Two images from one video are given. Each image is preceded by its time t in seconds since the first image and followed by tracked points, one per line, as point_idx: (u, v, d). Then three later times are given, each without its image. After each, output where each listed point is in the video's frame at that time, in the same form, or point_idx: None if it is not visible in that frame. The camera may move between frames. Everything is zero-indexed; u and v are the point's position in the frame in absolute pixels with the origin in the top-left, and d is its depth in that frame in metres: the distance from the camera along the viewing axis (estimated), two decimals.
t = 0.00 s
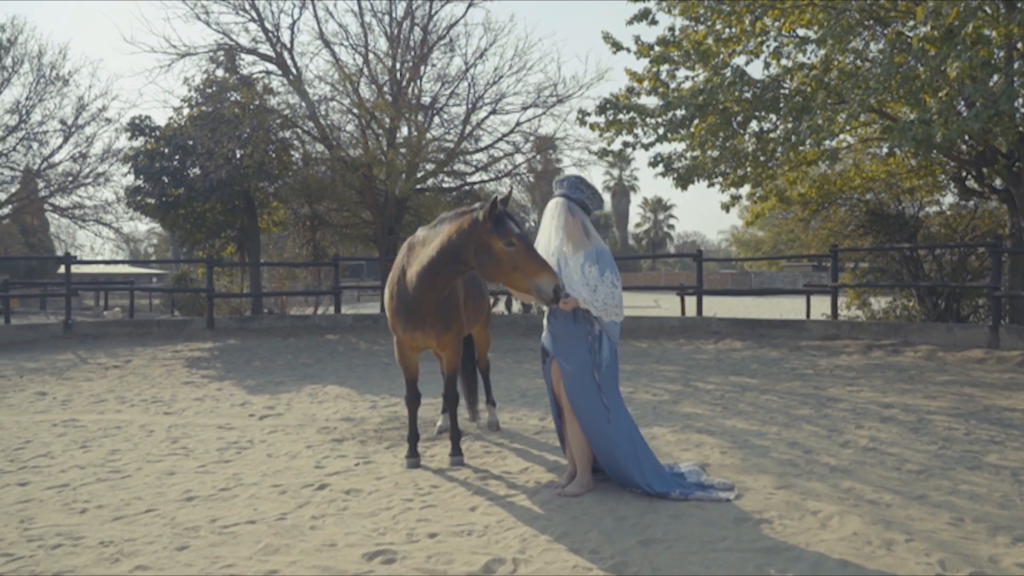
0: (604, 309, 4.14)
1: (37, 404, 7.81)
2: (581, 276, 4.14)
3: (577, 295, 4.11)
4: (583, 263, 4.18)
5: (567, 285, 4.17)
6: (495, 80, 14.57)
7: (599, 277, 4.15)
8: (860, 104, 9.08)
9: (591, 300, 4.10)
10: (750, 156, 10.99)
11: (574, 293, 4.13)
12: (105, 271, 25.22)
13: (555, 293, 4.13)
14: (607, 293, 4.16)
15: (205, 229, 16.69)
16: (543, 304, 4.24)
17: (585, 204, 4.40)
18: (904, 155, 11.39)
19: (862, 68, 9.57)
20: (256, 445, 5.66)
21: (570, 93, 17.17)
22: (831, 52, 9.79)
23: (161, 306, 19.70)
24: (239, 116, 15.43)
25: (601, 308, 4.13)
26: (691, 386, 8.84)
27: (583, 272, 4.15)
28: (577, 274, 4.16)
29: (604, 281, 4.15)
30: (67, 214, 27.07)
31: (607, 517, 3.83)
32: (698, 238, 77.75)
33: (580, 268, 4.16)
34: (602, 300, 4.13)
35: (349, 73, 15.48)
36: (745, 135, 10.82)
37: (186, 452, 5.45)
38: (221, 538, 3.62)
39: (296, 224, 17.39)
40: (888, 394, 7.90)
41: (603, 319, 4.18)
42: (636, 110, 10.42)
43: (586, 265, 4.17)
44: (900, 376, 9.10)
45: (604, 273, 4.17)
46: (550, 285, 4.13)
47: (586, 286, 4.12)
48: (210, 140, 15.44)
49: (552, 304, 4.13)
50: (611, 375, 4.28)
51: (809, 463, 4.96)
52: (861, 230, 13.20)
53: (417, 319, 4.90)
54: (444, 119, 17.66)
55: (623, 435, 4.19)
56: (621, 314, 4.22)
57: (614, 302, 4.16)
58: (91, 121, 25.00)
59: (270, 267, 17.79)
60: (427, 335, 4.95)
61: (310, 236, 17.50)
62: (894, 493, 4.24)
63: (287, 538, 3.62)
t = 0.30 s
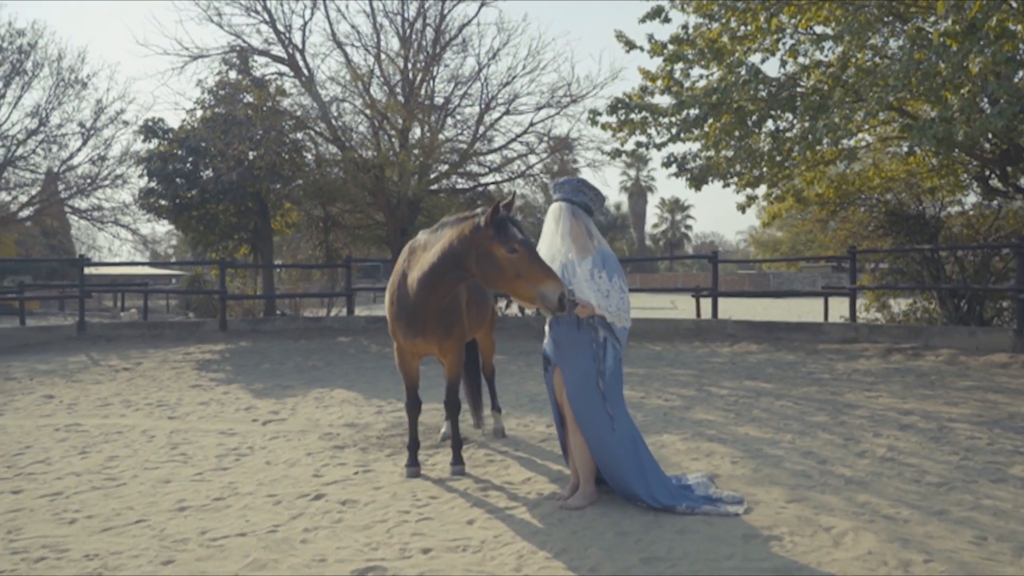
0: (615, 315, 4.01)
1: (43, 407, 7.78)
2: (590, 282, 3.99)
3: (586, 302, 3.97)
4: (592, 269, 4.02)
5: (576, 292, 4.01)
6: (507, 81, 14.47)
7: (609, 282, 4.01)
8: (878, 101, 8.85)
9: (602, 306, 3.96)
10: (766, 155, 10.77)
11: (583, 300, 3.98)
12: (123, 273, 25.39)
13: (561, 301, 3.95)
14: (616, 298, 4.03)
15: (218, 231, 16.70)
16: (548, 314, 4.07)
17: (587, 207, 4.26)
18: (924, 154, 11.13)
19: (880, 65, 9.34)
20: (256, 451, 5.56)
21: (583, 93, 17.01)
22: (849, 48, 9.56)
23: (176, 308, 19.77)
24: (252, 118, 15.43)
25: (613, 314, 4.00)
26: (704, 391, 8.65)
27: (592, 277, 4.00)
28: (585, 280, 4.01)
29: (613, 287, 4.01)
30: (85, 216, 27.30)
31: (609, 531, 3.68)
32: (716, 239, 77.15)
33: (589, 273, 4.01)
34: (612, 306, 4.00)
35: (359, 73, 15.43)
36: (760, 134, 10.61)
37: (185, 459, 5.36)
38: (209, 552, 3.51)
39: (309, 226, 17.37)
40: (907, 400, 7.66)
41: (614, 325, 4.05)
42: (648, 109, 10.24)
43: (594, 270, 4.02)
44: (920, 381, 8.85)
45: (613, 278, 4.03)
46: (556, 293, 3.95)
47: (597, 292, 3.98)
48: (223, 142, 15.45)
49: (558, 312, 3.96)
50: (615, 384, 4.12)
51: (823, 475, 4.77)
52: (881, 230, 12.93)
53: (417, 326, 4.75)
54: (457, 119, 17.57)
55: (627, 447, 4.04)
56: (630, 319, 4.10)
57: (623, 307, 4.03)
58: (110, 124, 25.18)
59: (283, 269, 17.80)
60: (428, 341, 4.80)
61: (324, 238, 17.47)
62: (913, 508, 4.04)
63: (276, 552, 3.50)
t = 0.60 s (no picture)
0: (626, 324, 3.75)
1: (49, 411, 7.73)
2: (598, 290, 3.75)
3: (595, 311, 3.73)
4: (599, 276, 3.79)
5: (584, 301, 3.80)
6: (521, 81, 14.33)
7: (618, 289, 3.76)
8: (900, 98, 8.56)
9: (611, 315, 3.72)
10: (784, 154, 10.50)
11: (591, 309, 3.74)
12: (141, 274, 25.54)
13: (568, 307, 3.86)
14: (627, 305, 3.78)
15: (232, 233, 16.69)
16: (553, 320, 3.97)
17: (592, 210, 4.04)
18: (949, 152, 10.82)
19: (902, 61, 9.05)
20: (255, 459, 5.44)
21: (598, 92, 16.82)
22: (870, 43, 9.29)
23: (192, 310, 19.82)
24: (264, 119, 15.39)
25: (623, 322, 3.74)
26: (719, 396, 8.42)
27: (599, 285, 3.76)
28: (592, 288, 3.77)
29: (623, 293, 3.75)
30: (104, 219, 27.50)
31: (611, 550, 3.50)
32: (736, 239, 76.43)
33: (596, 281, 3.78)
34: (623, 314, 3.74)
35: (371, 73, 15.35)
36: (778, 133, 10.36)
37: (182, 468, 5.24)
38: (193, 569, 3.38)
39: (323, 228, 17.31)
40: (931, 407, 7.39)
41: (626, 334, 3.80)
42: (662, 108, 10.02)
43: (601, 276, 3.79)
44: (944, 387, 8.56)
45: (622, 284, 3.78)
46: (562, 300, 3.87)
47: (605, 301, 3.73)
48: (236, 144, 15.43)
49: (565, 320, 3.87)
50: (620, 394, 3.94)
51: (841, 488, 4.56)
52: (903, 231, 12.61)
53: (419, 331, 4.52)
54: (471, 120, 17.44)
55: (632, 460, 3.87)
56: (644, 328, 3.82)
57: (635, 314, 3.77)
58: (128, 126, 25.33)
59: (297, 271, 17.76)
60: (429, 348, 4.55)
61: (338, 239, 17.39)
62: (935, 526, 3.82)
63: (263, 570, 3.36)
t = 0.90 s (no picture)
0: (634, 333, 3.54)
1: (56, 413, 7.68)
2: (605, 298, 3.54)
3: (601, 320, 3.51)
4: (605, 282, 3.58)
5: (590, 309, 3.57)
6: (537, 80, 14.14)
7: (625, 296, 3.55)
8: (925, 93, 8.28)
9: (620, 324, 3.50)
10: (804, 151, 10.24)
11: (597, 318, 3.52)
12: (161, 275, 25.71)
13: (576, 311, 3.55)
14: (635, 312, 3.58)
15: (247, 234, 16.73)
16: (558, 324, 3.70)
17: (597, 212, 3.82)
18: (977, 149, 10.48)
19: (928, 54, 8.75)
20: (256, 466, 5.32)
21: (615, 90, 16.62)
22: (894, 37, 9.00)
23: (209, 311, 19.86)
24: (279, 120, 15.36)
25: (630, 332, 3.53)
26: (737, 401, 8.17)
27: (605, 293, 3.55)
28: (598, 295, 3.55)
29: (631, 300, 3.56)
30: (126, 220, 27.72)
31: (614, 569, 3.32)
32: (758, 239, 75.59)
33: (602, 288, 3.56)
34: (631, 322, 3.53)
35: (386, 72, 15.28)
36: (798, 130, 10.08)
37: (180, 474, 5.14)
38: None
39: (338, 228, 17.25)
40: (958, 414, 7.10)
41: (634, 344, 3.59)
42: (678, 106, 9.79)
43: (607, 282, 3.58)
44: (972, 393, 8.24)
45: (630, 290, 3.58)
46: (569, 303, 3.57)
47: (612, 309, 3.52)
48: (252, 145, 15.42)
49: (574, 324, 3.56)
50: (627, 403, 3.74)
51: (862, 502, 4.33)
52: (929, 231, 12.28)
53: (419, 338, 4.35)
54: (487, 120, 17.29)
55: (640, 472, 3.69)
56: (653, 335, 3.62)
57: (644, 322, 3.57)
58: (149, 128, 25.50)
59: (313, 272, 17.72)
60: (429, 354, 4.39)
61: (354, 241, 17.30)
62: (963, 546, 3.59)
63: None
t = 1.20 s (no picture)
0: (635, 342, 3.38)
1: (65, 416, 7.64)
2: (606, 307, 3.37)
3: (601, 330, 3.35)
4: (607, 290, 3.41)
5: (590, 317, 3.40)
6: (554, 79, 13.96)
7: (628, 304, 3.39)
8: (952, 88, 7.99)
9: (620, 334, 3.34)
10: (825, 148, 9.97)
11: (597, 328, 3.37)
12: (182, 276, 25.90)
13: (577, 325, 3.38)
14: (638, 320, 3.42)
15: (264, 235, 16.90)
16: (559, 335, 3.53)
17: (602, 212, 3.59)
18: (1007, 146, 10.14)
19: (955, 47, 8.45)
20: (256, 473, 5.21)
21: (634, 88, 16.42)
22: (920, 31, 8.70)
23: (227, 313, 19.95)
24: (294, 121, 15.33)
25: (632, 342, 3.37)
26: (754, 407, 7.93)
27: (607, 301, 3.38)
28: (599, 303, 3.38)
29: (634, 307, 3.39)
30: (147, 221, 27.96)
31: None
32: (783, 240, 74.67)
33: (604, 296, 3.39)
34: (633, 331, 3.37)
35: (402, 72, 15.22)
36: (820, 127, 9.82)
37: (178, 481, 5.04)
38: None
39: (355, 229, 17.21)
40: (986, 422, 6.82)
41: (636, 351, 3.43)
42: (695, 103, 9.57)
43: (609, 290, 3.40)
44: (1001, 399, 7.94)
45: (633, 296, 3.40)
46: (569, 316, 3.39)
47: (613, 318, 3.36)
48: (268, 146, 15.41)
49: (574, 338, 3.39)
50: (631, 413, 3.54)
51: (884, 518, 4.10)
52: (956, 231, 11.93)
53: (418, 343, 4.14)
54: (504, 120, 17.14)
55: (644, 487, 3.51)
56: (656, 343, 3.46)
57: (647, 330, 3.41)
58: (171, 130, 25.72)
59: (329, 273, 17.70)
60: (429, 361, 4.19)
61: (370, 241, 17.24)
62: (991, 568, 3.37)
63: None
